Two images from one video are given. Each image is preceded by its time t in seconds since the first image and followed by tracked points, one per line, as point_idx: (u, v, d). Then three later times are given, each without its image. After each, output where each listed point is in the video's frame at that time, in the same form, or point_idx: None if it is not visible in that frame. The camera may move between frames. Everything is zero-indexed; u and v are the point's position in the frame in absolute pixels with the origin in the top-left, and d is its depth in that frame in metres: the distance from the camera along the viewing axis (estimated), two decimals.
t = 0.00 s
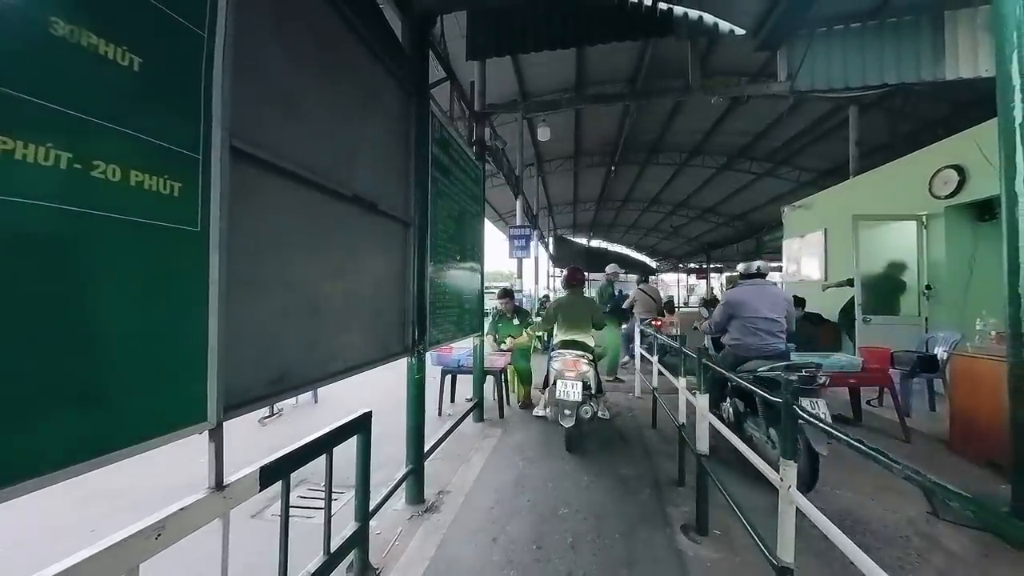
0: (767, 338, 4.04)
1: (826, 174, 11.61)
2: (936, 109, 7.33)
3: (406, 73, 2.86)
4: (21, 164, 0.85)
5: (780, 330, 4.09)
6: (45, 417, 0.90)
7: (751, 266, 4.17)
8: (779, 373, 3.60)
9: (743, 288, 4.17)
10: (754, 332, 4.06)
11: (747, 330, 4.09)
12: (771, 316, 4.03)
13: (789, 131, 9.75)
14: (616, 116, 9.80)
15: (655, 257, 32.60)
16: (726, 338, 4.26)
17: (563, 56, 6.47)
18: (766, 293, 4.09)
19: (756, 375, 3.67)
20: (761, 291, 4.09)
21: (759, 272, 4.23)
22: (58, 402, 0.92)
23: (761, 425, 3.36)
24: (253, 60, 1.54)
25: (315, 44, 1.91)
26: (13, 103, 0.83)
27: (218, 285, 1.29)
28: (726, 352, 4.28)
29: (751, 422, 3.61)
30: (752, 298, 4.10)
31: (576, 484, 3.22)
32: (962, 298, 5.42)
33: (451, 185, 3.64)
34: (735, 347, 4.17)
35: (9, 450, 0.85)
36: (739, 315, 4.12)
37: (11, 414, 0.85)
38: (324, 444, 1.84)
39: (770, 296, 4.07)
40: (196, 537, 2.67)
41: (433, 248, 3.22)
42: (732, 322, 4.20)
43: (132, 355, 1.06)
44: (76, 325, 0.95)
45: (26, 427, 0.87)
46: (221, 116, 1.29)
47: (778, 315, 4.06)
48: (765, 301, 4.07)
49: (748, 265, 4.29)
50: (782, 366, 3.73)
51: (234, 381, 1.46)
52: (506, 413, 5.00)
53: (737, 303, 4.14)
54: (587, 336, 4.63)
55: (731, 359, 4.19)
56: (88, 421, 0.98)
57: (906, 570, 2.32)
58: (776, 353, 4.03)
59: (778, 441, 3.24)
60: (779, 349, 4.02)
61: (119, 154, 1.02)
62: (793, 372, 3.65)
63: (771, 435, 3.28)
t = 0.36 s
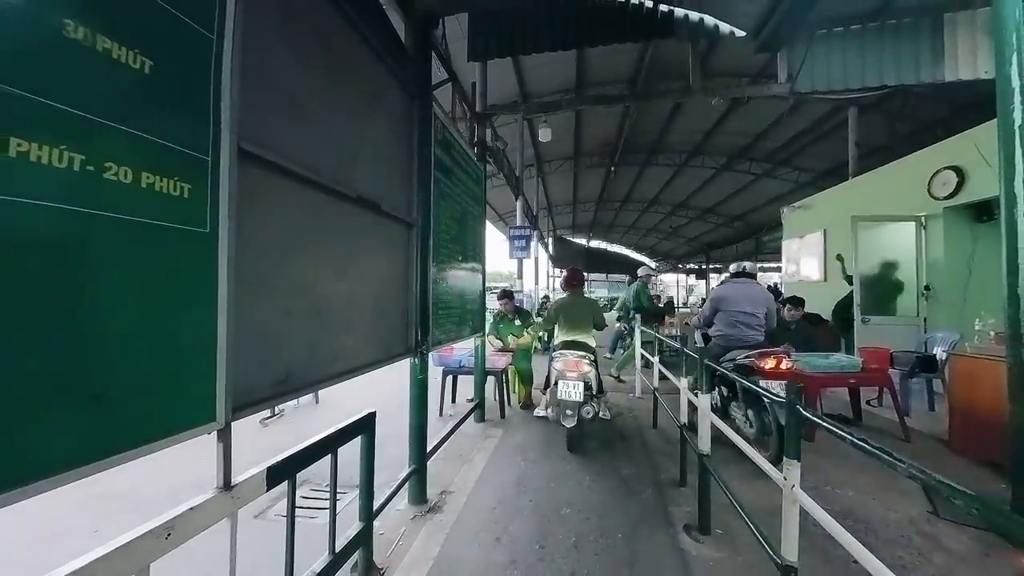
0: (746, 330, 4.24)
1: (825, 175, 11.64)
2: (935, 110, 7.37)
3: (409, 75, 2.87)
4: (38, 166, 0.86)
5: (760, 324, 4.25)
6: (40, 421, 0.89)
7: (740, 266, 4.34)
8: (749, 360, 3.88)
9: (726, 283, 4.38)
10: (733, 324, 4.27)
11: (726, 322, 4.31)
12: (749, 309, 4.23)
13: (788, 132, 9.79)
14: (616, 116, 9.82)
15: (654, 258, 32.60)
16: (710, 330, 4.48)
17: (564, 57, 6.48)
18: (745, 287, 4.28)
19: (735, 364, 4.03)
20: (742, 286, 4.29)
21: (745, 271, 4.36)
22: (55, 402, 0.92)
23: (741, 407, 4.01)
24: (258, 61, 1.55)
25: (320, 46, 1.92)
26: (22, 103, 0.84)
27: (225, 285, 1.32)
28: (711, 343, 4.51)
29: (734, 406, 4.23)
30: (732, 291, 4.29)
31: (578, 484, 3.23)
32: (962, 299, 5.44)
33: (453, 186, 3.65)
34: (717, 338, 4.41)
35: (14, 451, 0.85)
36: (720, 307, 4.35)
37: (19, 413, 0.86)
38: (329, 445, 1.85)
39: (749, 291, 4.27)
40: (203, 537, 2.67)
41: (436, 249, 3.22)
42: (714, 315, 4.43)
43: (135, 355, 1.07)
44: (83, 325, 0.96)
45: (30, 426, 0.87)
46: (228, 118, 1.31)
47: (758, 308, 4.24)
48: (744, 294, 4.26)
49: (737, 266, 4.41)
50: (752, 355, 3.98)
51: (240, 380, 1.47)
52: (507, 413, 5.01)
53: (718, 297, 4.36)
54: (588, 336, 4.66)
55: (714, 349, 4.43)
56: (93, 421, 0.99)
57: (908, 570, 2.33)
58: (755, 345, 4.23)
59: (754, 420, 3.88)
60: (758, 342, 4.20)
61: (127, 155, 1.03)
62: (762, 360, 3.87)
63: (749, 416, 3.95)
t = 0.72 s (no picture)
0: (732, 329, 4.22)
1: (824, 176, 11.64)
2: (934, 111, 7.37)
3: (407, 75, 2.85)
4: (25, 167, 0.84)
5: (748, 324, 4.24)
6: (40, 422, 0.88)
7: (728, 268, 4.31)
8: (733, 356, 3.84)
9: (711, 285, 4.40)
10: (719, 324, 4.26)
11: (712, 323, 4.29)
12: (734, 309, 4.22)
13: (788, 132, 9.78)
14: (616, 117, 9.82)
15: (654, 258, 32.62)
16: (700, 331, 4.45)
17: (564, 57, 6.47)
18: (729, 289, 4.30)
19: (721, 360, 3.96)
20: (726, 288, 4.30)
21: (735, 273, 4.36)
22: (55, 402, 0.91)
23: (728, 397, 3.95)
24: (253, 61, 1.52)
25: (316, 45, 1.90)
26: (20, 106, 0.83)
27: (221, 288, 1.29)
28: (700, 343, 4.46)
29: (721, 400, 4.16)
30: (716, 293, 4.30)
31: (577, 487, 3.21)
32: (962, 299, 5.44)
33: (452, 186, 3.64)
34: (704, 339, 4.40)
35: (12, 453, 0.84)
36: (705, 309, 4.35)
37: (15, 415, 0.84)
38: (327, 448, 1.83)
39: (733, 292, 4.27)
40: (197, 544, 2.64)
41: (435, 250, 3.21)
42: (701, 316, 4.44)
43: (135, 357, 1.06)
44: (80, 325, 0.95)
45: (32, 425, 0.87)
46: (223, 119, 1.29)
47: (743, 309, 4.24)
48: (728, 296, 4.26)
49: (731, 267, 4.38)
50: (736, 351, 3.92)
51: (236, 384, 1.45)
52: (506, 414, 5.00)
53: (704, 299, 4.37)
54: (588, 336, 4.66)
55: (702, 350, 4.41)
56: (93, 421, 0.98)
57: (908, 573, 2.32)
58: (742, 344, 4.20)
59: (740, 412, 3.81)
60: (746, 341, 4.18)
61: (124, 156, 1.02)
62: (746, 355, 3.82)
63: (736, 408, 3.88)
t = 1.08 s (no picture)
0: (731, 328, 4.07)
1: (825, 175, 11.52)
2: (939, 107, 7.25)
3: (396, 63, 2.71)
4: None
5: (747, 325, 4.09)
6: (39, 419, 0.88)
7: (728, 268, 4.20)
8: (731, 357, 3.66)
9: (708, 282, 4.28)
10: (717, 323, 4.11)
11: (710, 322, 4.15)
12: (732, 307, 4.06)
13: (789, 130, 9.66)
14: (614, 115, 9.68)
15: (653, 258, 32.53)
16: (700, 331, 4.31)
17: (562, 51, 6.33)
18: (726, 286, 4.15)
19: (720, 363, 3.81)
20: (722, 286, 4.17)
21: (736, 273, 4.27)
22: (59, 403, 0.91)
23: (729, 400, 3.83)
24: (220, 38, 1.38)
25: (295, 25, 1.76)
26: (23, 108, 0.82)
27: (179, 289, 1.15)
28: (700, 345, 4.32)
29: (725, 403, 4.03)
30: (712, 291, 4.18)
31: (575, 494, 3.08)
32: (969, 298, 5.33)
33: (445, 182, 3.50)
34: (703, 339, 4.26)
35: (10, 451, 0.83)
36: (703, 307, 4.22)
37: (19, 413, 0.85)
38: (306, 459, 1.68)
39: (730, 290, 4.12)
40: (155, 567, 2.46)
41: (426, 247, 3.07)
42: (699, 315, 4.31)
43: (130, 358, 1.04)
44: (10, 328, 0.82)
45: (30, 426, 0.86)
46: (181, 100, 1.14)
47: (742, 306, 4.08)
48: (725, 293, 4.12)
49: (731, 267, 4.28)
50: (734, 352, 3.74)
51: (196, 393, 1.30)
52: (502, 417, 4.86)
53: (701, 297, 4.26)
54: (587, 337, 4.54)
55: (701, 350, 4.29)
56: (22, 440, 0.85)
57: None
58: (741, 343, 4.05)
59: (743, 415, 3.67)
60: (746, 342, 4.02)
61: (124, 159, 1.02)
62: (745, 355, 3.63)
63: (738, 411, 3.74)
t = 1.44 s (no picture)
0: (735, 331, 3.89)
1: (828, 173, 11.37)
2: (945, 103, 7.10)
3: (383, 48, 2.55)
4: None
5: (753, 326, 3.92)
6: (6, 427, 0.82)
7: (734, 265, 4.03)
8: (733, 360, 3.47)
9: (713, 282, 4.13)
10: (722, 325, 3.95)
11: (715, 324, 3.99)
12: (737, 309, 3.88)
13: (792, 126, 9.52)
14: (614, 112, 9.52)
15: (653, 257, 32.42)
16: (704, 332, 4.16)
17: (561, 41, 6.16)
18: (729, 286, 3.98)
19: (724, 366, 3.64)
20: (725, 285, 4.00)
21: (742, 271, 4.12)
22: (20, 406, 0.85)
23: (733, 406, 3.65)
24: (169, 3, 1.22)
25: None
26: None
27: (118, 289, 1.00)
28: (704, 346, 4.17)
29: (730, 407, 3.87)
30: (716, 291, 4.03)
31: (574, 505, 2.92)
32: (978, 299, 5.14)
33: (438, 176, 3.35)
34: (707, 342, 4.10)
35: None
36: (707, 308, 4.06)
37: None
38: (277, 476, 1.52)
39: (734, 289, 3.95)
40: None
41: (416, 245, 2.90)
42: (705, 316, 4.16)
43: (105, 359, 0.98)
44: None
45: None
46: (120, 70, 1.00)
47: (747, 307, 3.89)
48: (729, 293, 3.95)
49: (734, 265, 4.13)
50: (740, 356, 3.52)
51: (140, 406, 1.14)
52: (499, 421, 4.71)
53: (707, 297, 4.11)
54: (586, 338, 4.38)
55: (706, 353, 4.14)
56: None
57: None
58: (747, 345, 3.87)
59: (747, 420, 3.49)
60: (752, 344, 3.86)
61: (47, 134, 0.87)
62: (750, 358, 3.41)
63: (742, 416, 3.56)
